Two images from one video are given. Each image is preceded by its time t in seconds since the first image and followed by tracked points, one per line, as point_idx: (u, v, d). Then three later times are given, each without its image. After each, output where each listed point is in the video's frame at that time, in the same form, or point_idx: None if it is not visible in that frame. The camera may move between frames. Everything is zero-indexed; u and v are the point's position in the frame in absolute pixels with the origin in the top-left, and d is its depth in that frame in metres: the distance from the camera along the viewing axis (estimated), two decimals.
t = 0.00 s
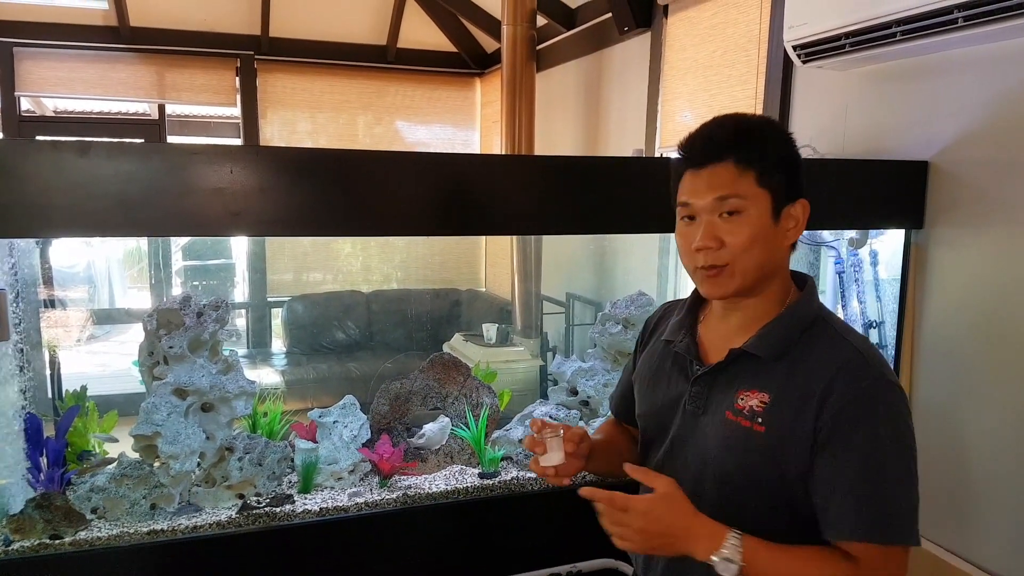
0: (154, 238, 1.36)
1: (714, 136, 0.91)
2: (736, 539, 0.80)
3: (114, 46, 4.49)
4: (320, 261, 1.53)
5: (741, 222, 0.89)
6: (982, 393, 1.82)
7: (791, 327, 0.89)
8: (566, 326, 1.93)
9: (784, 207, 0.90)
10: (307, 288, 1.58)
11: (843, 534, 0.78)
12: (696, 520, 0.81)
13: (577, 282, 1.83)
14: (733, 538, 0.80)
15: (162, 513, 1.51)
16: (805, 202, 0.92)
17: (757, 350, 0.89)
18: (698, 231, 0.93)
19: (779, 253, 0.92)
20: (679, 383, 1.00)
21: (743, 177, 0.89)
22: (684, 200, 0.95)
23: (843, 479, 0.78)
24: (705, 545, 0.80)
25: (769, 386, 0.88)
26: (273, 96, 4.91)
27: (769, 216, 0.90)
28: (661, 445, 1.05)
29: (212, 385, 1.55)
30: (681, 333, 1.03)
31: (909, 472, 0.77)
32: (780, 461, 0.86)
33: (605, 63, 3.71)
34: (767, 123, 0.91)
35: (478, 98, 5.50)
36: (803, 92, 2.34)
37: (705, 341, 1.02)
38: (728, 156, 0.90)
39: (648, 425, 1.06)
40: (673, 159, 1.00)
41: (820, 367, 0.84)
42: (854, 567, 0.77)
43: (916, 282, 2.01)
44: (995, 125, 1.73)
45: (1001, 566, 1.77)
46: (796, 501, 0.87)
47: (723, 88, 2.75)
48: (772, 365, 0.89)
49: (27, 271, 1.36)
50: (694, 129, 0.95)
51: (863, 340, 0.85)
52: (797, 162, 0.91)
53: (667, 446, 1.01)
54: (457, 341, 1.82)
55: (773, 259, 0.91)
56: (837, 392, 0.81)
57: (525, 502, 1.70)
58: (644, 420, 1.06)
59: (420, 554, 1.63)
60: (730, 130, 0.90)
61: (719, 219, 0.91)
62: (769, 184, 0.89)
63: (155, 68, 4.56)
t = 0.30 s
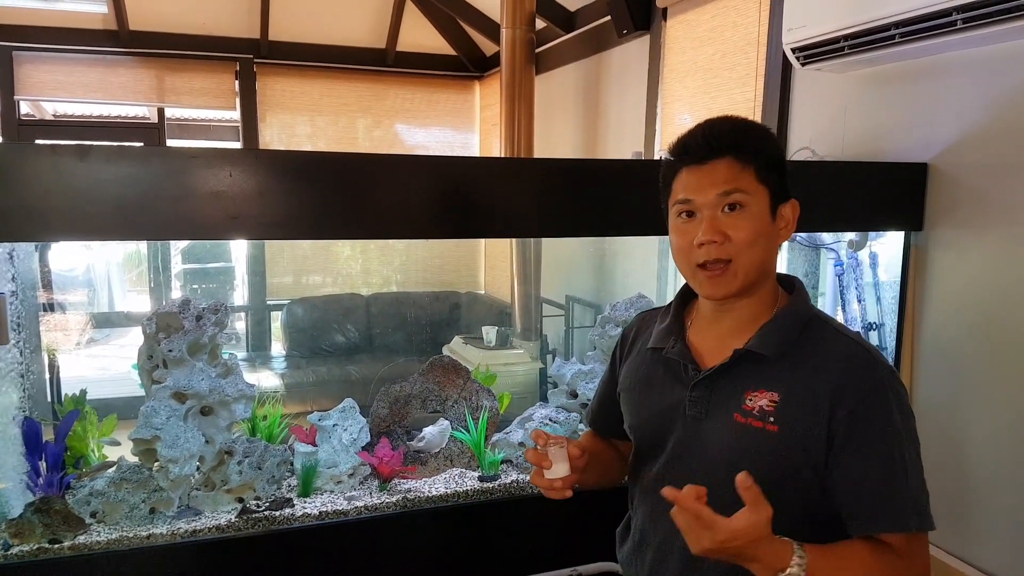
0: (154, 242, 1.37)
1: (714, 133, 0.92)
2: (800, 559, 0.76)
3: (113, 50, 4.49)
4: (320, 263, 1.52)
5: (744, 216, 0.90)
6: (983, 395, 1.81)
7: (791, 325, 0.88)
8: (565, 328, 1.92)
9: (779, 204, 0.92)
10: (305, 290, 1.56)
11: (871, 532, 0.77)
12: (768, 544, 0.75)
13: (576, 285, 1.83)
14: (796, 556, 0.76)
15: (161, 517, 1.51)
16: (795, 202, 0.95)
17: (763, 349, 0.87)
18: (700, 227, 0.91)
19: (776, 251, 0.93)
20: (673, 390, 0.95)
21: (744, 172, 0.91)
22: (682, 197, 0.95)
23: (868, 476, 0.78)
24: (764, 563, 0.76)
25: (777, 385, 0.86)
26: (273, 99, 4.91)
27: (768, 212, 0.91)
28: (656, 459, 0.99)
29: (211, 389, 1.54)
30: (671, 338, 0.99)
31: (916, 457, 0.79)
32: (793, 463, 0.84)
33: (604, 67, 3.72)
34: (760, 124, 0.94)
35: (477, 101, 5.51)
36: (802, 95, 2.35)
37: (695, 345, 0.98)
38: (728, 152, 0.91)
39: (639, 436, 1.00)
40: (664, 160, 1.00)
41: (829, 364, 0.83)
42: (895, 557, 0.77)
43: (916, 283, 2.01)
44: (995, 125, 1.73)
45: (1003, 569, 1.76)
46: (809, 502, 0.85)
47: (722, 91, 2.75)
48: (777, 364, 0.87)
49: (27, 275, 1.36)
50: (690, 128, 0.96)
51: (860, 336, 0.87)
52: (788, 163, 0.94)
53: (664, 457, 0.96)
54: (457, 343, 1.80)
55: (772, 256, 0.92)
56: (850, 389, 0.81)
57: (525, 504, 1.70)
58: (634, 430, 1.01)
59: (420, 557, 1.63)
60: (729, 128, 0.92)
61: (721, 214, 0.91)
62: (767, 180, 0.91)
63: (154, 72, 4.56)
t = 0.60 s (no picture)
0: (154, 244, 1.37)
1: (713, 134, 0.92)
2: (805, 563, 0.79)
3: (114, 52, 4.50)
4: (320, 266, 1.52)
5: (743, 218, 0.90)
6: (984, 398, 1.81)
7: (794, 326, 0.88)
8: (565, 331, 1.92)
9: (777, 206, 0.92)
10: (308, 293, 1.57)
11: (887, 528, 0.78)
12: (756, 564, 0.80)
13: (576, 288, 1.82)
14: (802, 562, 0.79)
15: (162, 519, 1.52)
16: (792, 204, 0.95)
17: (769, 350, 0.87)
18: (699, 228, 0.91)
19: (774, 252, 0.93)
20: (675, 395, 0.94)
21: (742, 173, 0.91)
22: (680, 199, 0.94)
23: (880, 475, 0.78)
24: None
25: (784, 387, 0.86)
26: (273, 101, 4.91)
27: (766, 213, 0.91)
28: (656, 466, 0.97)
29: (211, 391, 1.55)
30: (669, 343, 0.98)
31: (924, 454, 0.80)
32: (802, 466, 0.84)
33: (604, 70, 3.72)
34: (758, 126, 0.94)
35: (477, 103, 5.51)
36: (803, 97, 2.35)
37: (694, 348, 0.97)
38: (727, 153, 0.91)
39: (638, 443, 0.98)
40: (660, 163, 0.99)
41: (836, 366, 0.84)
42: (912, 551, 0.78)
43: (917, 285, 2.01)
44: (996, 127, 1.73)
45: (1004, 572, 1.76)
46: (816, 505, 0.85)
47: (723, 94, 2.75)
48: (782, 366, 0.87)
49: (27, 277, 1.36)
50: (688, 130, 0.95)
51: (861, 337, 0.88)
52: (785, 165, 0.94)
53: (666, 464, 0.94)
54: (457, 346, 1.81)
55: (770, 257, 0.92)
56: (859, 391, 0.81)
57: (525, 507, 1.70)
58: (632, 437, 0.99)
59: (420, 559, 1.62)
60: (727, 129, 0.92)
61: (720, 215, 0.91)
62: (765, 181, 0.91)
63: (155, 74, 4.57)
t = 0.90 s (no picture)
0: (154, 244, 1.37)
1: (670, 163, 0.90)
2: None
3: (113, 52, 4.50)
4: (320, 266, 1.52)
5: (693, 252, 0.88)
6: (986, 399, 1.80)
7: (801, 335, 0.87)
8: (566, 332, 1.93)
9: (742, 232, 0.87)
10: (309, 293, 1.57)
11: (887, 548, 0.77)
12: None
13: (576, 288, 1.82)
14: None
15: (161, 520, 1.51)
16: (770, 222, 0.87)
17: (773, 363, 0.86)
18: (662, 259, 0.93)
19: (746, 276, 0.89)
20: (681, 399, 0.95)
21: (692, 207, 0.88)
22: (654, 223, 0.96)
23: (883, 493, 0.77)
24: None
25: (787, 399, 0.85)
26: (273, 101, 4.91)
27: (723, 243, 0.87)
28: (663, 467, 0.98)
29: (211, 392, 1.54)
30: (679, 346, 0.98)
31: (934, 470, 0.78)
32: (804, 478, 0.83)
33: (604, 70, 3.72)
34: (725, 143, 0.87)
35: (477, 104, 5.51)
36: (804, 98, 2.35)
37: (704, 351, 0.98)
38: (680, 184, 0.89)
39: (645, 443, 0.99)
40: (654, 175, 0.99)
41: (842, 378, 0.83)
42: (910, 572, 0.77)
43: (918, 286, 2.01)
44: (997, 128, 1.72)
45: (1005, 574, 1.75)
46: (820, 517, 0.84)
47: (723, 95, 2.75)
48: (786, 378, 0.86)
49: (27, 278, 1.36)
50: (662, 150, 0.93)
51: (874, 348, 0.86)
52: (757, 183, 0.86)
53: (670, 469, 0.95)
54: (457, 346, 1.81)
55: (738, 283, 0.89)
56: (865, 406, 0.80)
57: (525, 508, 1.69)
58: (640, 436, 1.00)
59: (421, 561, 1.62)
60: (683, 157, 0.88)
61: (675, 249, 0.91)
62: (719, 211, 0.86)
63: (155, 74, 4.57)
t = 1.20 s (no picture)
0: (154, 243, 1.37)
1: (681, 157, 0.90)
2: None
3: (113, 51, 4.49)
4: (321, 265, 1.52)
5: (697, 248, 0.89)
6: (987, 396, 1.80)
7: (805, 339, 0.86)
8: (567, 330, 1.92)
9: (747, 232, 0.86)
10: (307, 291, 1.56)
11: (882, 558, 0.76)
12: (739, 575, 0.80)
13: (577, 286, 1.82)
14: None
15: (163, 517, 1.52)
16: (777, 225, 0.86)
17: (772, 365, 0.86)
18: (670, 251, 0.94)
19: (750, 276, 0.88)
20: (686, 398, 0.95)
21: (699, 202, 0.88)
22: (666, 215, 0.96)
23: (880, 501, 0.76)
24: None
25: (785, 403, 0.85)
26: (274, 100, 4.91)
27: (727, 241, 0.87)
28: (669, 461, 0.98)
29: (213, 390, 1.55)
30: (688, 344, 0.98)
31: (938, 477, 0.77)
32: (803, 481, 0.83)
33: (605, 68, 3.71)
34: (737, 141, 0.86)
35: (477, 102, 5.51)
36: (805, 96, 2.34)
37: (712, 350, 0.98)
38: (689, 179, 0.89)
39: (651, 439, 1.00)
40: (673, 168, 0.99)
41: (842, 382, 0.82)
42: None
43: (920, 284, 2.01)
44: (997, 125, 1.72)
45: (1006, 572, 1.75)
46: (819, 521, 0.84)
47: (724, 92, 2.75)
48: (787, 381, 0.86)
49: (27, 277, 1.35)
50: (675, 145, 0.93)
51: (880, 353, 0.84)
52: (767, 183, 0.84)
53: (672, 466, 0.96)
54: (457, 344, 1.78)
55: (741, 283, 0.89)
56: (863, 411, 0.79)
57: (526, 506, 1.69)
58: (647, 431, 1.01)
59: (421, 559, 1.62)
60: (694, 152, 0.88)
61: (681, 242, 0.91)
62: (725, 208, 0.86)
63: (155, 73, 4.57)
